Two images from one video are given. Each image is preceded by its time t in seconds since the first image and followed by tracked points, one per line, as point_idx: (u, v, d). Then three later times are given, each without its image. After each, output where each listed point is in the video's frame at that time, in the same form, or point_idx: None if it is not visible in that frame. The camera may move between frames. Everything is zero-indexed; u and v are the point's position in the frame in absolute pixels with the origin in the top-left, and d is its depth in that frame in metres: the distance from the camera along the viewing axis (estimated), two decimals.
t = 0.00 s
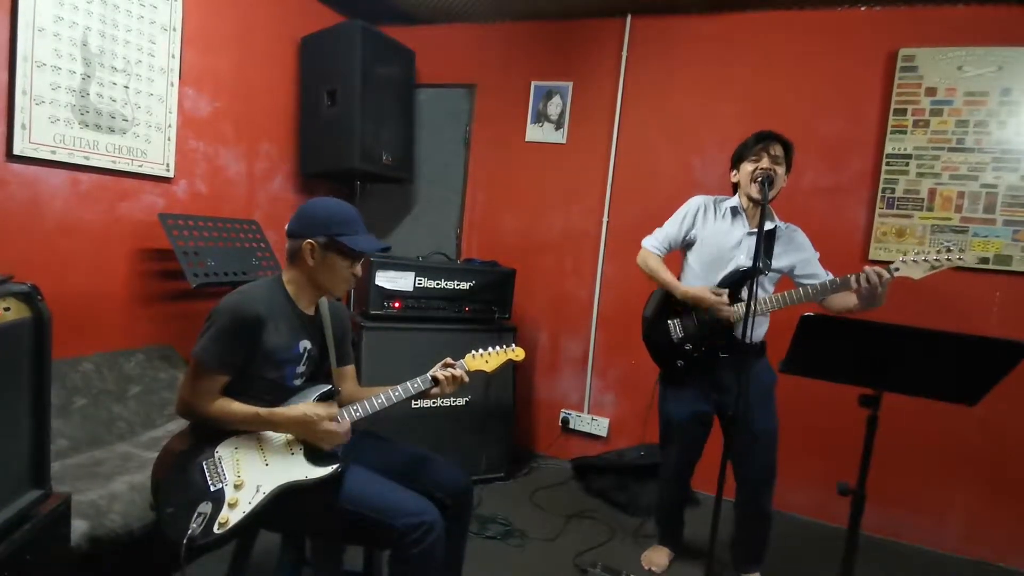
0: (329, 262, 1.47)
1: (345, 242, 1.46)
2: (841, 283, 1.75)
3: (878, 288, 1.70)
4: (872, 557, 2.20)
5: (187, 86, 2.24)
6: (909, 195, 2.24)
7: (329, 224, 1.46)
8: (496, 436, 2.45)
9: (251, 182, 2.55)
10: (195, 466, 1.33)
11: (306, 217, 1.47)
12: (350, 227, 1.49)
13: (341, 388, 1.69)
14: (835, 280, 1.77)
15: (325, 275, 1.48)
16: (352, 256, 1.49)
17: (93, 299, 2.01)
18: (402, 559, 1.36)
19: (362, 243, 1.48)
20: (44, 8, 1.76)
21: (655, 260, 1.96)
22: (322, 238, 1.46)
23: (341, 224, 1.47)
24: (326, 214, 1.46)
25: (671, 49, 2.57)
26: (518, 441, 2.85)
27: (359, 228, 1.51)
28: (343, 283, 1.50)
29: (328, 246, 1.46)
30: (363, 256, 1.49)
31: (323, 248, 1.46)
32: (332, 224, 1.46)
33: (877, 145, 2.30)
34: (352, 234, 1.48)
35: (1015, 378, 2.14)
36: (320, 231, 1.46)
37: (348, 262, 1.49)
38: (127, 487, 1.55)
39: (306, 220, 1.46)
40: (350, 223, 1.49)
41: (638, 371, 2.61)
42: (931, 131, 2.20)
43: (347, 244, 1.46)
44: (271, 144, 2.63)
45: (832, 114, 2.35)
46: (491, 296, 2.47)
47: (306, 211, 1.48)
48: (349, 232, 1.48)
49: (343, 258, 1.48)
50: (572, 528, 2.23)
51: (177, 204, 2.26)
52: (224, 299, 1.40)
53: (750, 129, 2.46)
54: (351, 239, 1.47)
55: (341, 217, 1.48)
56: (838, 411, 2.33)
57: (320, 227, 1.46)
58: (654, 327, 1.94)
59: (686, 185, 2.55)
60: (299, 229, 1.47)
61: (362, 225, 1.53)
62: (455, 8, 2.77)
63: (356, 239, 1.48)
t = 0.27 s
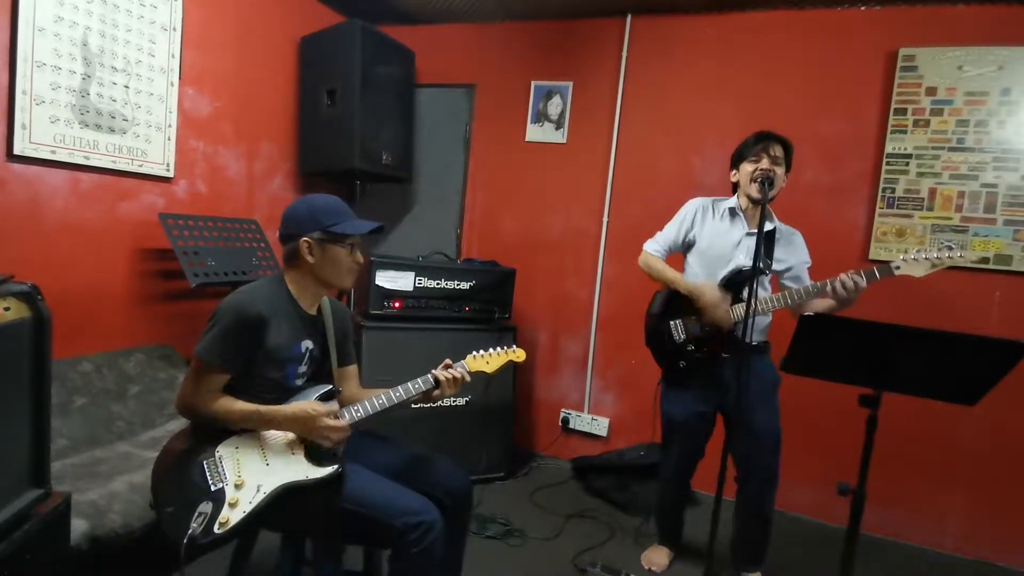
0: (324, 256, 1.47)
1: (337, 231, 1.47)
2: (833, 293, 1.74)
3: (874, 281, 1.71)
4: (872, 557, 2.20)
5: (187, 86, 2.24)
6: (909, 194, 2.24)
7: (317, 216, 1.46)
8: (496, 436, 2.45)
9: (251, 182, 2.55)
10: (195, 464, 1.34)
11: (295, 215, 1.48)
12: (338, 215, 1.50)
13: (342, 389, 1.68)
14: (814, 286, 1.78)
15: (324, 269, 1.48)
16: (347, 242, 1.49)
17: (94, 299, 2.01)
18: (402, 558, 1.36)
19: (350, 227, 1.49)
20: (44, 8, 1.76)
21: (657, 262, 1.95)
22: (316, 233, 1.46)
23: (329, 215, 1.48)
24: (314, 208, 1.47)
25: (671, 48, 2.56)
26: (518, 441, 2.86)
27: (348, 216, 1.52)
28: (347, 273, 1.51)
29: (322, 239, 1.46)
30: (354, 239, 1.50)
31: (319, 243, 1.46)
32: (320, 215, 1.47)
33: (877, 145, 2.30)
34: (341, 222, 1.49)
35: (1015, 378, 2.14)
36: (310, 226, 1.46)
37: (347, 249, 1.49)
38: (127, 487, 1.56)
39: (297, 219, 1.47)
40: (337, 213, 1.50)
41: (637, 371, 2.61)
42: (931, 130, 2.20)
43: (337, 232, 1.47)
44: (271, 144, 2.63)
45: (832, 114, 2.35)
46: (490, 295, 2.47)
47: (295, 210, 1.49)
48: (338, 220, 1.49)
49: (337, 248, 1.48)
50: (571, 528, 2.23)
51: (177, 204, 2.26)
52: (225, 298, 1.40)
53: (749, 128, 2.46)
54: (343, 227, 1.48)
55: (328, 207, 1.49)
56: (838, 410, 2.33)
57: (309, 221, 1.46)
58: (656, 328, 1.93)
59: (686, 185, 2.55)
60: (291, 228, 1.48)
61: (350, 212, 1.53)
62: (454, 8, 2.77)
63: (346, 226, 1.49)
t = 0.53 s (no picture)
0: (325, 257, 1.47)
1: (336, 231, 1.46)
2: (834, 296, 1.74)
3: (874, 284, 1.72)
4: (872, 557, 2.20)
5: (187, 86, 2.24)
6: (909, 194, 2.24)
7: (316, 216, 1.46)
8: (496, 436, 2.45)
9: (251, 182, 2.55)
10: (195, 465, 1.35)
11: (294, 216, 1.48)
12: (338, 215, 1.49)
13: (341, 388, 1.68)
14: (814, 288, 1.79)
15: (326, 270, 1.48)
16: (347, 243, 1.49)
17: (93, 299, 2.01)
18: (402, 557, 1.36)
19: (350, 228, 1.48)
20: (44, 8, 1.76)
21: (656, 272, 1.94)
22: (316, 234, 1.46)
23: (329, 215, 1.48)
24: (313, 208, 1.47)
25: (671, 49, 2.56)
26: (518, 441, 2.85)
27: (347, 216, 1.52)
28: (348, 274, 1.51)
29: (322, 240, 1.46)
30: (354, 240, 1.49)
31: (319, 244, 1.46)
32: (319, 216, 1.46)
33: (877, 145, 2.30)
34: (341, 222, 1.49)
35: (1015, 378, 2.14)
36: (309, 227, 1.46)
37: (347, 251, 1.49)
38: (126, 487, 1.55)
39: (295, 220, 1.47)
40: (337, 212, 1.49)
41: (638, 371, 2.61)
42: (931, 130, 2.20)
43: (337, 233, 1.46)
44: (271, 144, 2.63)
45: (832, 114, 2.35)
46: (490, 295, 2.47)
47: (294, 211, 1.48)
48: (338, 221, 1.48)
49: (337, 249, 1.47)
50: (571, 528, 2.23)
51: (177, 204, 2.26)
52: (225, 298, 1.40)
53: (749, 128, 2.46)
54: (343, 227, 1.48)
55: (327, 207, 1.49)
56: (838, 410, 2.33)
57: (308, 222, 1.46)
58: (655, 329, 1.94)
59: (686, 185, 2.55)
60: (290, 230, 1.48)
61: (351, 213, 1.53)
62: (455, 8, 2.77)
63: (345, 227, 1.48)
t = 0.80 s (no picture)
0: (324, 258, 1.46)
1: (335, 233, 1.46)
2: (834, 299, 1.74)
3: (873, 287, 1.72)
4: (872, 556, 2.20)
5: (186, 85, 2.24)
6: (909, 194, 2.24)
7: (316, 217, 1.46)
8: (495, 435, 2.45)
9: (251, 182, 2.55)
10: (195, 467, 1.34)
11: (294, 217, 1.47)
12: (339, 217, 1.49)
13: (341, 388, 1.68)
14: (813, 291, 1.78)
15: (325, 271, 1.48)
16: (347, 245, 1.48)
17: (93, 299, 2.01)
18: (402, 557, 1.36)
19: (349, 230, 1.48)
20: (43, 8, 1.76)
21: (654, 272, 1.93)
22: (315, 234, 1.45)
23: (330, 216, 1.47)
24: (312, 210, 1.47)
25: (671, 48, 2.56)
26: (517, 440, 2.85)
27: (348, 217, 1.52)
28: (347, 275, 1.51)
29: (322, 241, 1.46)
30: (353, 242, 1.49)
31: (319, 245, 1.46)
32: (319, 217, 1.46)
33: (877, 145, 2.30)
34: (341, 224, 1.49)
35: (1015, 378, 2.14)
36: (309, 227, 1.46)
37: (346, 251, 1.49)
38: (126, 487, 1.55)
39: (294, 220, 1.47)
40: (337, 213, 1.49)
41: (637, 371, 2.61)
42: (932, 130, 2.20)
43: (338, 234, 1.46)
44: (271, 144, 2.63)
45: (832, 113, 2.35)
46: (490, 295, 2.47)
47: (294, 211, 1.48)
48: (339, 223, 1.48)
49: (336, 251, 1.47)
50: (571, 528, 2.23)
51: (176, 204, 2.26)
52: (225, 298, 1.40)
53: (749, 128, 2.46)
54: (343, 228, 1.47)
55: (327, 209, 1.48)
56: (838, 410, 2.32)
57: (308, 223, 1.46)
58: (654, 330, 1.93)
59: (686, 185, 2.55)
60: (289, 231, 1.47)
61: (351, 215, 1.53)
62: (455, 8, 2.77)
63: (345, 229, 1.48)
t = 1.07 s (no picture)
0: (326, 258, 1.46)
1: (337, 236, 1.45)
2: (837, 297, 1.74)
3: (877, 286, 1.72)
4: (873, 556, 2.20)
5: (187, 85, 2.24)
6: (909, 193, 2.23)
7: (320, 219, 1.45)
8: (496, 435, 2.45)
9: (251, 181, 2.55)
10: (195, 466, 1.34)
11: (297, 218, 1.47)
12: (343, 219, 1.48)
13: (341, 387, 1.68)
14: (815, 288, 1.78)
15: (327, 272, 1.47)
16: (350, 249, 1.48)
17: (93, 298, 2.01)
18: (403, 556, 1.36)
19: (352, 233, 1.47)
20: (43, 7, 1.76)
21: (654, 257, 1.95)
22: (317, 237, 1.45)
23: (333, 218, 1.47)
24: (315, 211, 1.46)
25: (671, 47, 2.56)
26: (518, 440, 2.85)
27: (352, 221, 1.51)
28: (348, 277, 1.50)
29: (323, 243, 1.46)
30: (355, 246, 1.48)
31: (321, 246, 1.45)
32: (323, 219, 1.46)
33: (878, 144, 2.30)
34: (345, 227, 1.48)
35: (1016, 377, 2.13)
36: (312, 228, 1.45)
37: (347, 255, 1.48)
38: (126, 487, 1.55)
39: (295, 222, 1.46)
40: (340, 217, 1.48)
41: (638, 370, 2.61)
42: (932, 129, 2.20)
43: (341, 238, 1.46)
44: (271, 143, 2.63)
45: (833, 113, 2.35)
46: (491, 295, 2.47)
47: (296, 211, 1.48)
48: (342, 226, 1.47)
49: (339, 253, 1.47)
50: (572, 528, 2.22)
51: (176, 203, 2.25)
52: (225, 297, 1.40)
53: (750, 127, 2.45)
54: (345, 232, 1.47)
55: (332, 211, 1.47)
56: (838, 410, 2.32)
57: (311, 224, 1.45)
58: (654, 326, 1.94)
59: (687, 184, 2.55)
60: (292, 232, 1.47)
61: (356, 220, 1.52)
62: (455, 8, 2.76)
63: (349, 232, 1.47)
